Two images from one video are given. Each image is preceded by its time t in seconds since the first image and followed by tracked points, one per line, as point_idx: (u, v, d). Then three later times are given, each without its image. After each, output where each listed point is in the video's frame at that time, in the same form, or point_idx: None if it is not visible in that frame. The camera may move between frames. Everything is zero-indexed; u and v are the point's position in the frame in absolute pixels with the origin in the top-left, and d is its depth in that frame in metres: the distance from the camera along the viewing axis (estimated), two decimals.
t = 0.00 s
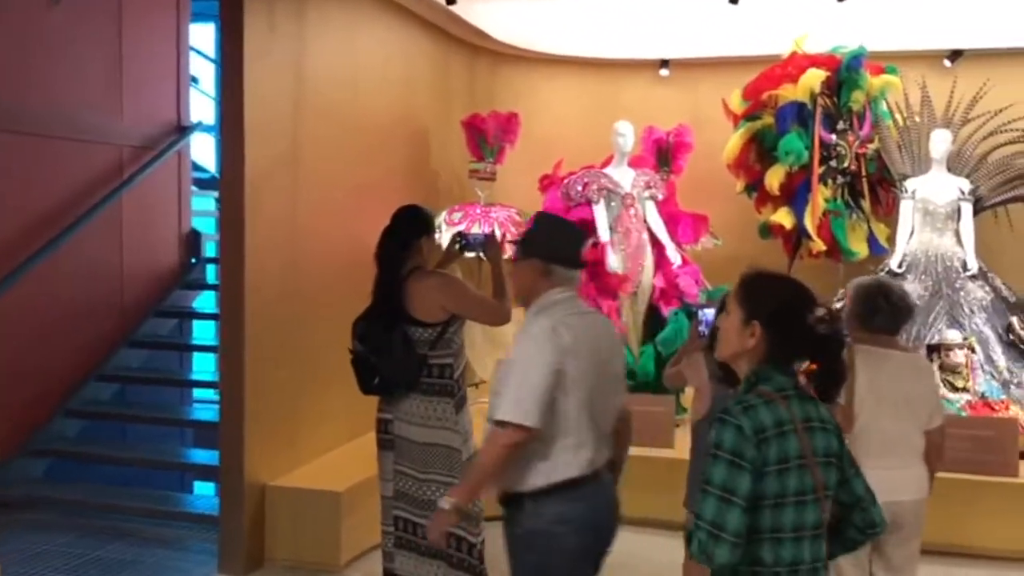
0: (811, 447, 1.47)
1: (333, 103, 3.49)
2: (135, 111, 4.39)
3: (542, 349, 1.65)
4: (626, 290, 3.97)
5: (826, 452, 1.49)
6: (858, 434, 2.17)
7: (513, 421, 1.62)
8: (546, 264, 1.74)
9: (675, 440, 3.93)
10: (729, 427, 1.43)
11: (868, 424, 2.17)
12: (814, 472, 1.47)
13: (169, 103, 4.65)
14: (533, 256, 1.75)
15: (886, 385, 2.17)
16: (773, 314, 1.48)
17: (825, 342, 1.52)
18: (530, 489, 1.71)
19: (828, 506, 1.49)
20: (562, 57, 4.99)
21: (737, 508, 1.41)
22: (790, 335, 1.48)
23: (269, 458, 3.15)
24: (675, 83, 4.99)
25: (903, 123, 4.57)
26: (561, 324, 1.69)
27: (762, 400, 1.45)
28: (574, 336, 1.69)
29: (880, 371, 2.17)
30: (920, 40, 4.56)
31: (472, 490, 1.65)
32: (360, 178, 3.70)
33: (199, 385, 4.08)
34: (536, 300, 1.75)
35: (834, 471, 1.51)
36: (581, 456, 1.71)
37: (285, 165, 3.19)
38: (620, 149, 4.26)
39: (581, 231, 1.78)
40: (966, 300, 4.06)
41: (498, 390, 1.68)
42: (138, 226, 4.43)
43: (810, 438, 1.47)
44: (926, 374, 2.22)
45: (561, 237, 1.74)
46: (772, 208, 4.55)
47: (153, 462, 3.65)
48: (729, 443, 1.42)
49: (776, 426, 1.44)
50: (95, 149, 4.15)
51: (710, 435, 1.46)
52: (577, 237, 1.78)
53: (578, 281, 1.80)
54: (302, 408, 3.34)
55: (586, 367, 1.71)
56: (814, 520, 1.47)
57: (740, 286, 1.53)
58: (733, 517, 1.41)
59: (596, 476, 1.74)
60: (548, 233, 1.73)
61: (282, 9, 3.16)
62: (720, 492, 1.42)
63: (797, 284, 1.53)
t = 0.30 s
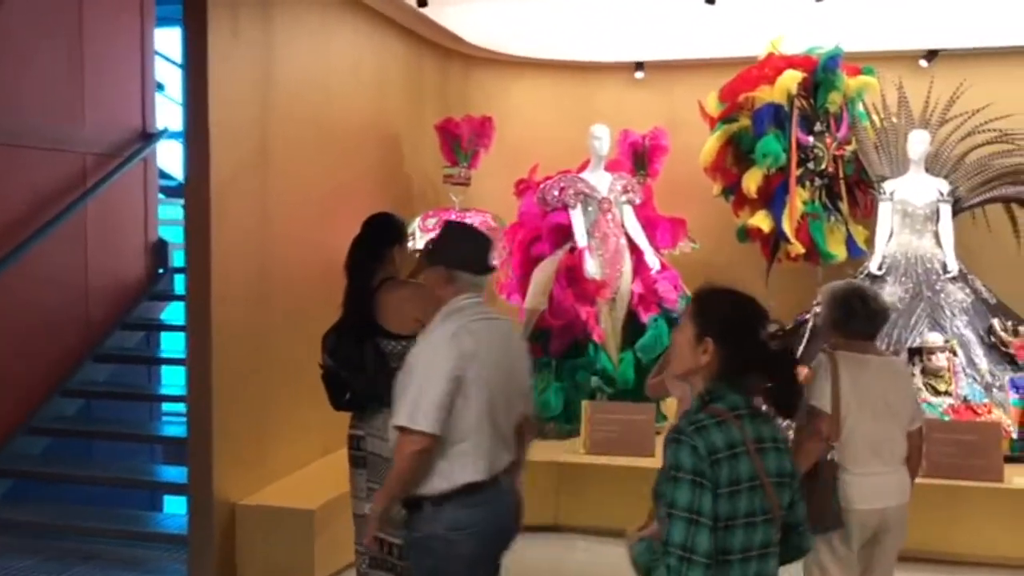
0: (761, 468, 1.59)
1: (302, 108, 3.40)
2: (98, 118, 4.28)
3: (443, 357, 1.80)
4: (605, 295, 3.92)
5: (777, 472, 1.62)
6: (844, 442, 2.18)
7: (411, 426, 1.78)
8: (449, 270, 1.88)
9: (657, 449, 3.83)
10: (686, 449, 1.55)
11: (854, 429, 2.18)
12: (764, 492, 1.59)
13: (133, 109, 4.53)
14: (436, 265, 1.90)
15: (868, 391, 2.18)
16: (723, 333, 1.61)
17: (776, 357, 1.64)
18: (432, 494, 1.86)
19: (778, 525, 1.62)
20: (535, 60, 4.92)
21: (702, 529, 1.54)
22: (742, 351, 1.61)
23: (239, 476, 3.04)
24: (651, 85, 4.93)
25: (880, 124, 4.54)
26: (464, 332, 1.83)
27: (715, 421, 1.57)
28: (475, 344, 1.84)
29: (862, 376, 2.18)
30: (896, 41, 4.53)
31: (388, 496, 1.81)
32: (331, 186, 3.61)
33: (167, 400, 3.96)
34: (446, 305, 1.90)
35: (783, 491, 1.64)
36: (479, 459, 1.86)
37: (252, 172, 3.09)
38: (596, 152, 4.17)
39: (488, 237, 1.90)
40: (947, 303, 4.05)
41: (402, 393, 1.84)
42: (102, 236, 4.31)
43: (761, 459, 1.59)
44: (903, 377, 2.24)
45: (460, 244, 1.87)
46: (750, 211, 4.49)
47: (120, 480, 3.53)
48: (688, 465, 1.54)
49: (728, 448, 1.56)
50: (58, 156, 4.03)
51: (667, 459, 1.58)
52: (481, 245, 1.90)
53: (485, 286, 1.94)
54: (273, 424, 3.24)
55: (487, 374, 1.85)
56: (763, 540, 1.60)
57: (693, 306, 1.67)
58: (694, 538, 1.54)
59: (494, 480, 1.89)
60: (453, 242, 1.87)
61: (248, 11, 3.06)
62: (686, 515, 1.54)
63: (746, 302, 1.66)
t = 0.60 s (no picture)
0: (696, 470, 1.51)
1: (280, 114, 3.31)
2: (71, 126, 4.17)
3: (362, 367, 1.78)
4: (592, 303, 3.81)
5: (710, 474, 1.54)
6: (862, 454, 2.27)
7: (338, 438, 1.75)
8: (364, 278, 1.88)
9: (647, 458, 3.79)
10: (622, 451, 1.45)
11: (869, 442, 2.27)
12: (698, 494, 1.51)
13: (107, 118, 4.43)
14: (352, 273, 1.90)
15: (884, 403, 2.27)
16: (656, 330, 1.53)
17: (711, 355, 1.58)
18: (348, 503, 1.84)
19: (708, 526, 1.54)
20: (517, 65, 4.85)
21: (641, 531, 1.44)
22: (678, 350, 1.54)
23: (216, 495, 2.94)
24: (635, 90, 4.87)
25: (867, 127, 4.49)
26: (381, 340, 1.82)
27: (649, 423, 1.48)
28: (394, 352, 1.82)
29: (877, 388, 2.27)
30: (883, 44, 4.49)
31: (325, 518, 1.76)
32: (311, 194, 3.52)
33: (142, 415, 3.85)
34: (362, 313, 1.89)
35: (716, 492, 1.56)
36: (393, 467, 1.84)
37: (228, 181, 3.00)
38: (581, 158, 4.09)
39: (400, 245, 1.92)
40: (938, 308, 4.00)
41: (324, 403, 1.82)
42: (76, 248, 4.20)
43: (697, 461, 1.51)
44: (912, 390, 2.34)
45: (378, 249, 1.88)
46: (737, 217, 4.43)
47: (94, 500, 3.42)
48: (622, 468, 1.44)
49: (662, 451, 1.47)
50: (28, 166, 3.92)
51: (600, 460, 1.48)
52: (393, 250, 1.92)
53: (403, 290, 1.94)
54: (251, 441, 3.14)
55: (407, 383, 1.84)
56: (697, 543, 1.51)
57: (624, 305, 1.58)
58: (630, 543, 1.44)
59: (408, 490, 1.87)
60: (365, 249, 1.88)
61: (222, 14, 2.97)
62: (624, 519, 1.44)
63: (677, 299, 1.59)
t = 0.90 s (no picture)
0: (645, 470, 1.49)
1: (269, 117, 3.24)
2: (57, 131, 4.10)
3: (253, 386, 1.71)
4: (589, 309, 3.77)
5: (662, 475, 1.52)
6: (869, 462, 2.21)
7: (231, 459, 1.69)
8: (262, 289, 1.82)
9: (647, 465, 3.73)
10: (566, 450, 1.43)
11: (877, 450, 2.20)
12: (648, 495, 1.50)
13: (94, 122, 4.36)
14: (251, 282, 1.83)
15: (893, 410, 2.20)
16: (609, 332, 1.51)
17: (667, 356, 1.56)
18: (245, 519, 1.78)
19: (659, 528, 1.53)
20: (512, 67, 4.78)
21: (576, 533, 1.42)
22: (630, 352, 1.51)
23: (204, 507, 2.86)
24: (632, 92, 4.81)
25: (867, 129, 4.43)
26: (273, 356, 1.74)
27: (599, 422, 1.46)
28: (285, 367, 1.75)
29: (886, 396, 2.19)
30: (882, 44, 4.43)
31: (219, 533, 1.71)
32: (302, 199, 3.45)
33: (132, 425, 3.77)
34: (255, 326, 1.82)
35: (668, 494, 1.54)
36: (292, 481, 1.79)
37: (216, 184, 2.93)
38: (577, 161, 4.02)
39: (295, 252, 1.85)
40: (941, 312, 3.94)
41: (215, 420, 1.75)
42: (63, 254, 4.12)
43: (647, 462, 1.49)
44: (922, 396, 2.26)
45: (279, 259, 1.82)
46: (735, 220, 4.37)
47: (80, 512, 3.33)
48: (567, 468, 1.42)
49: (611, 451, 1.45)
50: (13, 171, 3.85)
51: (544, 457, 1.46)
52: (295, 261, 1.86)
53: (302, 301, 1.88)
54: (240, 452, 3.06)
55: (303, 396, 1.77)
56: (647, 543, 1.50)
57: (581, 306, 1.55)
58: (570, 541, 1.42)
59: (301, 500, 1.81)
60: (258, 257, 1.82)
61: (209, 14, 2.90)
62: (559, 518, 1.42)
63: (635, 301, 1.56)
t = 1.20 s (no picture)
0: (598, 470, 1.63)
1: (266, 114, 3.16)
2: (54, 128, 4.04)
3: (150, 374, 1.77)
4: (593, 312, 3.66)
5: (612, 477, 1.66)
6: (873, 471, 2.12)
7: (113, 446, 1.73)
8: (177, 283, 1.87)
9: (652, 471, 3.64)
10: (523, 449, 1.57)
11: (882, 458, 2.11)
12: (599, 494, 1.64)
13: (93, 119, 4.30)
14: (167, 275, 1.87)
15: (900, 417, 2.11)
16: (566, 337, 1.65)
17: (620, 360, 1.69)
18: (142, 513, 1.82)
19: (606, 528, 1.67)
20: (517, 65, 4.70)
21: (521, 529, 1.56)
22: (586, 354, 1.65)
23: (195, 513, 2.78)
24: (640, 91, 4.72)
25: (880, 128, 4.33)
26: (176, 347, 1.80)
27: (556, 422, 1.61)
28: (188, 360, 1.81)
29: (894, 402, 2.11)
30: (895, 42, 4.34)
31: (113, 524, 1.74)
32: (300, 198, 3.37)
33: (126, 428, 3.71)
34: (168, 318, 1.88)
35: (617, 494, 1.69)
36: (192, 477, 1.81)
37: (210, 184, 2.85)
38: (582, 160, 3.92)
39: (213, 247, 1.90)
40: (955, 316, 3.84)
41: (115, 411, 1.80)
42: (60, 254, 4.06)
43: (599, 462, 1.63)
44: (935, 402, 2.17)
45: (199, 257, 1.88)
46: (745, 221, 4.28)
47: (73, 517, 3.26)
48: (522, 466, 1.56)
49: (567, 450, 1.59)
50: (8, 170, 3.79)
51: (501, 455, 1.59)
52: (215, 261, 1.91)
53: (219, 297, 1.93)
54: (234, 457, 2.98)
55: (203, 389, 1.82)
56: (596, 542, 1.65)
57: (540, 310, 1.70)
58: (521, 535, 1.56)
59: (218, 498, 1.85)
60: (174, 251, 1.87)
61: (203, 8, 2.83)
62: (507, 514, 1.56)
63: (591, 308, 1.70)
